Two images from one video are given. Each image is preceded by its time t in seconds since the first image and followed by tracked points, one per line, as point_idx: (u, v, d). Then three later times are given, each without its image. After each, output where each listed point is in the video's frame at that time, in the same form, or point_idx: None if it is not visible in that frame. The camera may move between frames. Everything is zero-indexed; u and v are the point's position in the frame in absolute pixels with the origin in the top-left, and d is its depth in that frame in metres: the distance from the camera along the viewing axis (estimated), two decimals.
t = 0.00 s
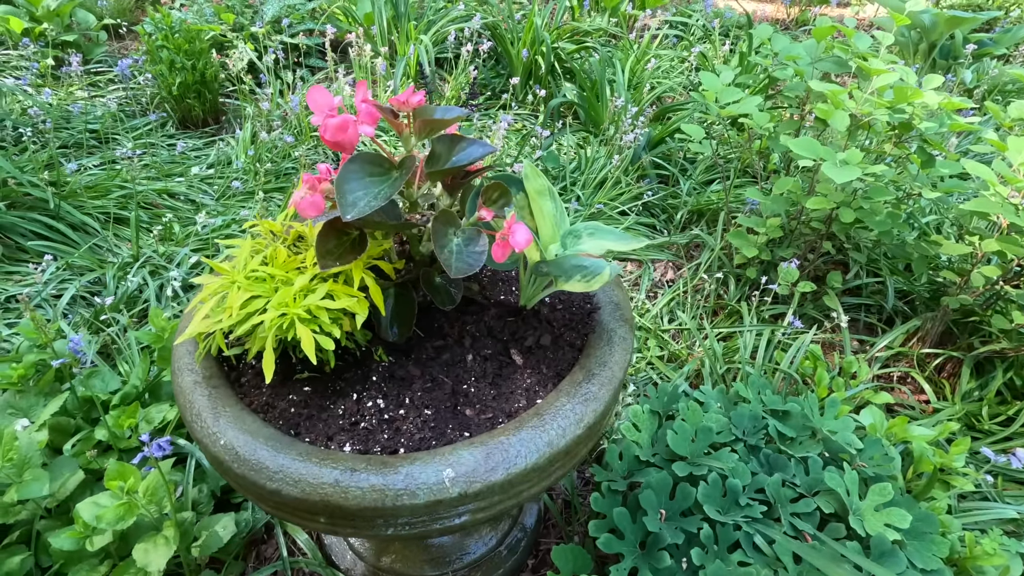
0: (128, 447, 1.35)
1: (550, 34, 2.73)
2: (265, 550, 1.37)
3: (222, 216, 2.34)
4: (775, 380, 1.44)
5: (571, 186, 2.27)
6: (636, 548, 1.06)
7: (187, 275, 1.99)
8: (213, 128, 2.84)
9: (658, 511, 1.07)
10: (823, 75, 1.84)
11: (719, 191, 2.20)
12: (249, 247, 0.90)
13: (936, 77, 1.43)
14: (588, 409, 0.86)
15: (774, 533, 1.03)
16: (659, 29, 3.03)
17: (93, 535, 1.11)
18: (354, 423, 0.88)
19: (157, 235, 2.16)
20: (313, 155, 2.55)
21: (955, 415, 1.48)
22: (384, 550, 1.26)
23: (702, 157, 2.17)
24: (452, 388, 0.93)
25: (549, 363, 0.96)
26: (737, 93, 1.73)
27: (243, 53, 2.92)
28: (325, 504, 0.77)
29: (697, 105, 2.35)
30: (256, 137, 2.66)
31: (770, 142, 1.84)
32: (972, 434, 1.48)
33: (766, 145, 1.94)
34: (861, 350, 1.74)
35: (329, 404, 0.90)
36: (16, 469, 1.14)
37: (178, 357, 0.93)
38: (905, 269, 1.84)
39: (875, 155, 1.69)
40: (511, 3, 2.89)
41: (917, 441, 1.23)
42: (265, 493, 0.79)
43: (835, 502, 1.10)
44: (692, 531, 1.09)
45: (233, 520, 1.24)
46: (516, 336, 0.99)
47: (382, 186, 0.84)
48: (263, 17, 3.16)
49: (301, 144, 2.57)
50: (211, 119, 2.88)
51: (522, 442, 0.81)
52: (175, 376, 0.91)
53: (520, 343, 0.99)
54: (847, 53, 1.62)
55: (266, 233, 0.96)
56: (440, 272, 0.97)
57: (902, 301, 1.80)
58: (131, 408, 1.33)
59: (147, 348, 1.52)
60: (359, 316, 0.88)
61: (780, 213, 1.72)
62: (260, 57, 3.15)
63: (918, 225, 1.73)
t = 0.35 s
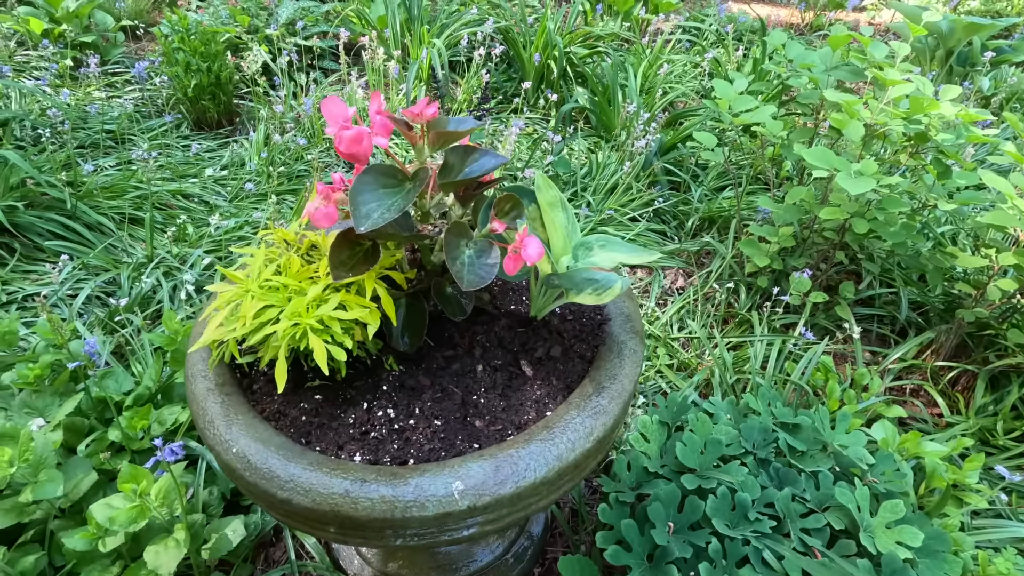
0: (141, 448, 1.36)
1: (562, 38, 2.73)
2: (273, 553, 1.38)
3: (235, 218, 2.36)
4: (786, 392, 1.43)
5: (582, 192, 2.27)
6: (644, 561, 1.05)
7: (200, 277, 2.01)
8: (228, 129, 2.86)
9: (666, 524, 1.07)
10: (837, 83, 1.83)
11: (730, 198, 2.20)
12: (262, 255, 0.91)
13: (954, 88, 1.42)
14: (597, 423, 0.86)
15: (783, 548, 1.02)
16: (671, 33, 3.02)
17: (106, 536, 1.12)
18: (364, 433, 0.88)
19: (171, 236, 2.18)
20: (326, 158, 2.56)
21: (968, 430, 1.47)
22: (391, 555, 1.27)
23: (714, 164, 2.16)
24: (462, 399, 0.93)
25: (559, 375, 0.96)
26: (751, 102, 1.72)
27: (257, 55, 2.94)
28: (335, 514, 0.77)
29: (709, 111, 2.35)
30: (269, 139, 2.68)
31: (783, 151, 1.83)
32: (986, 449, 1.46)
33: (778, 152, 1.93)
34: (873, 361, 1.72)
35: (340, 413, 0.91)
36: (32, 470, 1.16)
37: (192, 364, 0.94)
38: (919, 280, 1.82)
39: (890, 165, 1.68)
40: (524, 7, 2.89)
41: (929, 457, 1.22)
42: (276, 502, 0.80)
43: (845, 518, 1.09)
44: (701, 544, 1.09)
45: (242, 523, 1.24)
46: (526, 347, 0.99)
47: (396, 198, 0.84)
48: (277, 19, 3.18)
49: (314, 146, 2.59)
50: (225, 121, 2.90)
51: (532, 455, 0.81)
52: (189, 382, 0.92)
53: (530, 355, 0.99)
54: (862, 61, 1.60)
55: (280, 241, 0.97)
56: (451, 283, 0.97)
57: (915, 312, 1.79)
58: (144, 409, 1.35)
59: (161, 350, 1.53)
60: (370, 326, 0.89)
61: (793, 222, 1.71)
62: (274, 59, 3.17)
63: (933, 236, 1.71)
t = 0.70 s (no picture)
0: (158, 453, 1.38)
1: (575, 43, 2.73)
2: (287, 558, 1.39)
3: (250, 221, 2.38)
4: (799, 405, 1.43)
5: (595, 198, 2.27)
6: None
7: (216, 280, 2.03)
8: (242, 131, 2.88)
9: (680, 539, 1.07)
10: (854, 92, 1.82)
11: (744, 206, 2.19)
12: (283, 269, 0.92)
13: (974, 100, 1.41)
14: (614, 441, 0.86)
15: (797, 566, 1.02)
16: (685, 37, 3.01)
17: (125, 542, 1.14)
18: (382, 447, 0.89)
19: (186, 238, 2.20)
20: (339, 161, 2.57)
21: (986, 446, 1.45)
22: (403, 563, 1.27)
23: (728, 171, 2.16)
24: (479, 414, 0.94)
25: (575, 391, 0.96)
26: (767, 111, 1.71)
27: (272, 57, 2.96)
28: (354, 530, 0.78)
29: (723, 117, 2.34)
30: (283, 141, 2.69)
31: (798, 160, 1.82)
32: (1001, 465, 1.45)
33: (793, 161, 1.92)
34: (888, 374, 1.71)
35: (358, 427, 0.92)
36: (54, 474, 1.17)
37: (213, 375, 0.95)
38: (936, 292, 1.81)
39: (907, 176, 1.67)
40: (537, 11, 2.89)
41: (946, 474, 1.21)
42: (296, 516, 0.81)
43: (860, 536, 1.09)
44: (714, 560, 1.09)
45: (258, 530, 1.26)
46: (542, 362, 1.00)
47: (416, 215, 0.85)
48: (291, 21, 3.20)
49: (328, 149, 2.60)
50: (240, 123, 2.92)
51: (549, 473, 0.81)
52: (210, 394, 0.93)
53: (546, 370, 0.99)
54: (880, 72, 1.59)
55: (299, 254, 0.98)
56: (469, 297, 0.98)
57: (931, 324, 1.77)
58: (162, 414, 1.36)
59: (178, 354, 1.55)
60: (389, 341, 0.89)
61: (808, 233, 1.70)
62: (288, 61, 3.19)
63: (950, 248, 1.70)
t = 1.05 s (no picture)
0: (169, 457, 1.38)
1: (585, 43, 2.71)
2: (298, 563, 1.39)
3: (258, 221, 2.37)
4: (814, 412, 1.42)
5: (605, 201, 2.25)
6: None
7: (225, 281, 2.03)
8: (250, 131, 2.87)
9: (696, 550, 1.06)
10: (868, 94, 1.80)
11: (755, 208, 2.17)
12: (299, 277, 0.92)
13: (994, 105, 1.39)
14: (633, 454, 0.85)
15: None
16: (694, 37, 2.99)
17: (137, 548, 1.13)
18: (398, 457, 0.88)
19: (195, 239, 2.19)
20: (348, 162, 2.57)
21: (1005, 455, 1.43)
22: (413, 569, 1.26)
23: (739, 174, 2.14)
24: (495, 424, 0.93)
25: (593, 401, 0.95)
26: (781, 114, 1.69)
27: (279, 57, 2.95)
28: (372, 542, 0.77)
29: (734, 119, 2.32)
30: (291, 142, 2.69)
31: (811, 163, 1.81)
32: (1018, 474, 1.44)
33: (806, 163, 1.91)
34: (902, 380, 1.70)
35: (373, 436, 0.91)
36: (67, 479, 1.17)
37: (227, 383, 0.94)
38: (951, 296, 1.79)
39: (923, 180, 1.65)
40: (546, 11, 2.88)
41: (964, 485, 1.20)
42: (313, 528, 0.80)
43: (879, 548, 1.08)
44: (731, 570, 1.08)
45: (270, 536, 1.25)
46: (559, 371, 0.99)
47: (435, 224, 0.84)
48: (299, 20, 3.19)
49: (335, 150, 2.59)
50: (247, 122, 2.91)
51: (568, 486, 0.81)
52: (225, 402, 0.92)
53: (562, 379, 0.98)
54: (897, 75, 1.57)
55: (315, 262, 0.97)
56: (485, 305, 0.97)
57: (945, 330, 1.76)
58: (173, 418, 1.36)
59: (188, 357, 1.54)
60: (405, 350, 0.89)
61: (822, 237, 1.69)
62: (296, 60, 3.18)
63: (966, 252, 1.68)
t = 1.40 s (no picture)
0: (175, 459, 1.37)
1: (588, 42, 2.70)
2: (304, 566, 1.38)
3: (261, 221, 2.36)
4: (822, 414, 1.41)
5: (609, 201, 2.24)
6: None
7: (229, 282, 2.03)
8: (253, 130, 2.86)
9: (705, 555, 1.05)
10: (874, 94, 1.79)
11: (760, 208, 2.16)
12: (307, 281, 0.91)
13: (1004, 105, 1.39)
14: (644, 460, 0.85)
15: None
16: (697, 36, 2.98)
17: (144, 552, 1.12)
18: (407, 463, 0.88)
19: (198, 239, 2.18)
20: (351, 161, 2.56)
21: (1015, 459, 1.42)
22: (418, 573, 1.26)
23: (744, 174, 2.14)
24: (505, 430, 0.92)
25: (603, 406, 0.95)
26: (788, 115, 1.68)
27: (281, 56, 2.94)
28: (382, 550, 0.77)
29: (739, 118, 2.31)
30: (294, 141, 2.67)
31: (817, 164, 1.80)
32: None
33: (812, 164, 1.90)
34: (909, 382, 1.69)
35: (382, 442, 0.90)
36: (73, 483, 1.16)
37: (235, 389, 0.93)
38: (958, 298, 1.78)
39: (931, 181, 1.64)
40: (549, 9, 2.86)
41: (974, 489, 1.19)
42: (322, 535, 0.79)
43: (890, 553, 1.07)
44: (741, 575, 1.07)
45: (276, 539, 1.25)
46: (569, 376, 0.98)
47: (445, 228, 0.83)
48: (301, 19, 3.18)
49: (338, 149, 2.58)
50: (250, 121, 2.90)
51: (580, 493, 0.80)
52: (233, 407, 0.92)
53: (572, 384, 0.98)
54: (905, 75, 1.56)
55: (323, 265, 0.97)
56: (494, 310, 0.96)
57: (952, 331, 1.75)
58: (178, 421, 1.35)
59: (193, 358, 1.54)
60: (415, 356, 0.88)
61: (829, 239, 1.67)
62: (298, 59, 3.17)
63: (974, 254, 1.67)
